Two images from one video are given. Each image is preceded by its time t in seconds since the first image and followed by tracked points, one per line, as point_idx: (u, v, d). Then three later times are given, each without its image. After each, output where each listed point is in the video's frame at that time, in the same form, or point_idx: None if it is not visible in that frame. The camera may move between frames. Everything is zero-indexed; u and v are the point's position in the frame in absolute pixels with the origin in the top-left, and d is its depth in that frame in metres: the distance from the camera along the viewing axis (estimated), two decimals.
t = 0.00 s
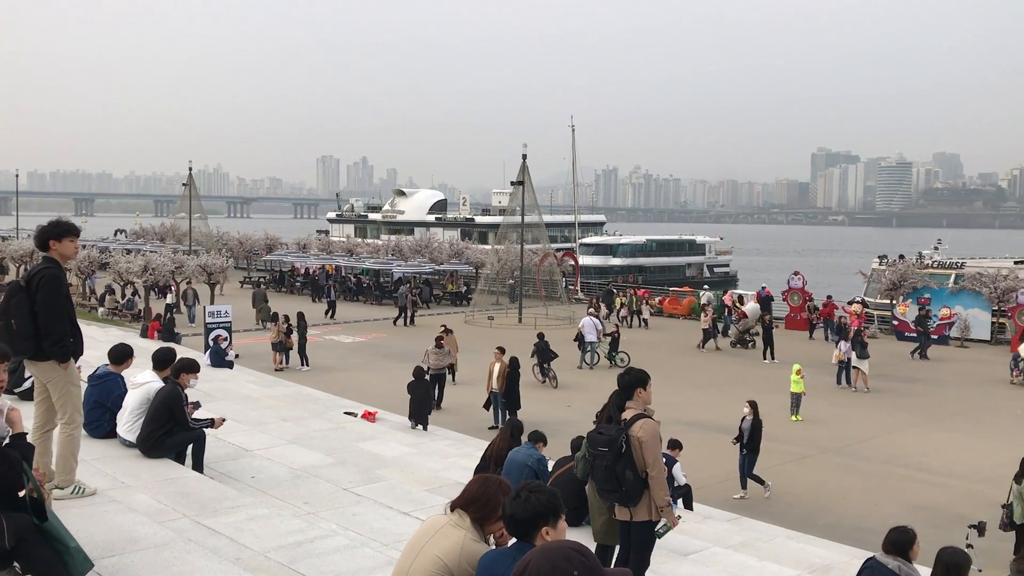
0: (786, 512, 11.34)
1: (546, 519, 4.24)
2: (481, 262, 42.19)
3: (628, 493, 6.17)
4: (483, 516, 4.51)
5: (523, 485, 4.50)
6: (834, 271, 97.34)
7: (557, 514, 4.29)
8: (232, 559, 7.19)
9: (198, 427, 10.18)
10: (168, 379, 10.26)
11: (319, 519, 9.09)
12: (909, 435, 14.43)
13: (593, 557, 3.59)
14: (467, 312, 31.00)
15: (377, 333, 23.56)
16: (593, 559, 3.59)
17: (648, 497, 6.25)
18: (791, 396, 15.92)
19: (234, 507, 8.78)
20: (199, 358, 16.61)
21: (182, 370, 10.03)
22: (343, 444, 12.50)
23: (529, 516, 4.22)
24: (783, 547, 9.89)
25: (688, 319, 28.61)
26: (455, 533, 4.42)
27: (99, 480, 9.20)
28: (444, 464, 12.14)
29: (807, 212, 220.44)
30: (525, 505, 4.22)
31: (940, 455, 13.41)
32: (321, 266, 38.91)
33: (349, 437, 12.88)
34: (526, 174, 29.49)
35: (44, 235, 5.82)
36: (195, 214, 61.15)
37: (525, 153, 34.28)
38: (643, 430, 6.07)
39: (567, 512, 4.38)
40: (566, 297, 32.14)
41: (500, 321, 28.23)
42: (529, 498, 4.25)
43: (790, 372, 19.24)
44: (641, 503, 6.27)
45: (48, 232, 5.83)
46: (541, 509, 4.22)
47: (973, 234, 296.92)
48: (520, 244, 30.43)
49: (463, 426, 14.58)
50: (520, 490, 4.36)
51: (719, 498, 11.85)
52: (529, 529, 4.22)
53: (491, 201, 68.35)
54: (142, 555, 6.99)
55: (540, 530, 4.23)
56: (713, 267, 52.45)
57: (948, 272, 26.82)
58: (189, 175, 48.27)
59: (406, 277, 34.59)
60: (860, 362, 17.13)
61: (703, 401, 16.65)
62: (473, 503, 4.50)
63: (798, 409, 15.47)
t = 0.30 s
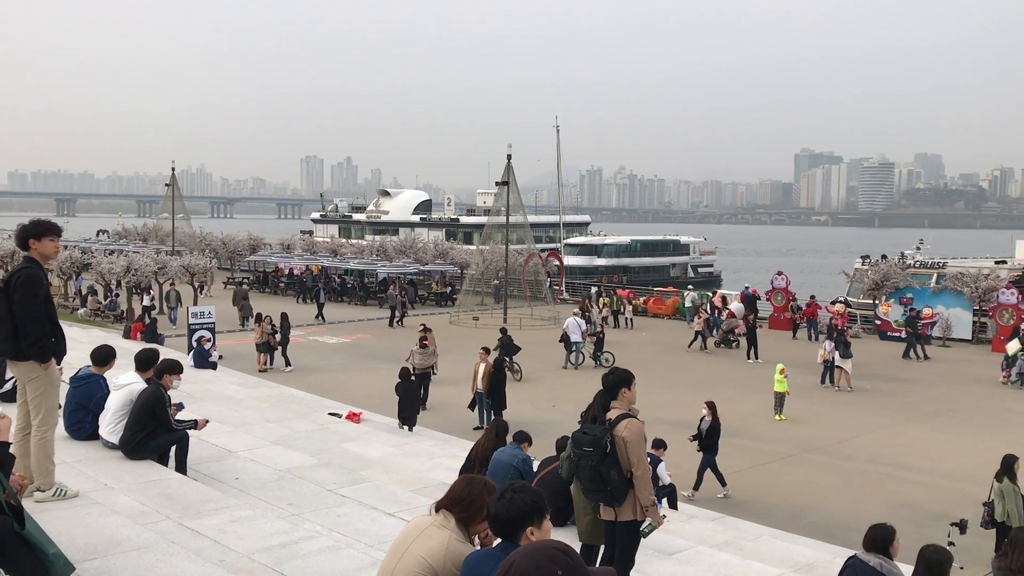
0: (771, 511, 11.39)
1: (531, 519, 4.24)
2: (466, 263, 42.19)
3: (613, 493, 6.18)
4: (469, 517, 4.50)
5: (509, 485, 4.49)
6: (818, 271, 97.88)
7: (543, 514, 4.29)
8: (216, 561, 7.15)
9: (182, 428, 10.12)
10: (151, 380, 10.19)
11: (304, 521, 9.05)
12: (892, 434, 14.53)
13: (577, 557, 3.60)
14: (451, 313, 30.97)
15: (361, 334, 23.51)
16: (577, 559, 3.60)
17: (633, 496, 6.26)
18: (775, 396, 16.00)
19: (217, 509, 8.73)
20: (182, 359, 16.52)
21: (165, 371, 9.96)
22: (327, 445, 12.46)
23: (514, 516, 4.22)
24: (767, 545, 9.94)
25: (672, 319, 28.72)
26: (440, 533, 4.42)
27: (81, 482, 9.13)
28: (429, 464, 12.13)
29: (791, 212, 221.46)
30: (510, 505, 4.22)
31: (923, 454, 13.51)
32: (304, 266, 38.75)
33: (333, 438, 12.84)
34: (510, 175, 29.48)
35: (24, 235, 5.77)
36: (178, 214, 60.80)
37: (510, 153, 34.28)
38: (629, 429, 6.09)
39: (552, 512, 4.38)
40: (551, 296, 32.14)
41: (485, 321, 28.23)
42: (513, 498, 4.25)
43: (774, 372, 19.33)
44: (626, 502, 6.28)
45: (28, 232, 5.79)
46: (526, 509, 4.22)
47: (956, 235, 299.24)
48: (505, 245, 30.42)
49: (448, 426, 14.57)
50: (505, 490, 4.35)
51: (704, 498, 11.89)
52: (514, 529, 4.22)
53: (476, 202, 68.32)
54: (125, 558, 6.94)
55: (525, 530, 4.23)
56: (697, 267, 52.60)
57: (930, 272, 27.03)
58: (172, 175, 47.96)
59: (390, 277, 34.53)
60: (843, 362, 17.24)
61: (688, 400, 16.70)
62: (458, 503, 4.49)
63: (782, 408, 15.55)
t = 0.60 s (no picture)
0: (755, 510, 11.43)
1: (516, 519, 4.23)
2: (451, 264, 42.18)
3: (598, 493, 6.18)
4: (453, 518, 4.49)
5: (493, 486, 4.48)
6: (801, 271, 98.43)
7: (527, 514, 4.28)
8: (200, 562, 7.11)
9: (165, 429, 10.05)
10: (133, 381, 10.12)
11: (288, 522, 9.01)
12: (874, 433, 14.62)
13: (561, 557, 3.60)
14: (436, 313, 30.94)
15: (346, 335, 23.44)
16: (561, 559, 3.60)
17: (617, 496, 6.27)
18: (759, 395, 16.06)
19: (201, 510, 8.68)
20: (165, 359, 16.43)
21: (147, 372, 9.89)
22: (312, 446, 12.42)
23: (499, 516, 4.21)
24: (752, 544, 9.98)
25: (656, 318, 28.81)
26: (425, 534, 4.40)
27: (63, 484, 9.06)
28: (414, 464, 12.11)
29: (777, 212, 222.45)
30: (494, 505, 4.22)
31: (905, 453, 13.60)
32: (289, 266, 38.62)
33: (318, 439, 12.80)
34: (495, 175, 29.50)
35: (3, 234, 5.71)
36: (161, 214, 60.45)
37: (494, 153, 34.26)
38: (613, 429, 6.10)
39: (536, 512, 4.38)
40: (536, 296, 32.15)
41: (470, 321, 28.22)
42: (498, 498, 4.24)
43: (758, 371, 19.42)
44: (611, 502, 6.28)
45: (7, 232, 5.72)
46: (511, 509, 4.21)
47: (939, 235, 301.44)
48: (490, 245, 30.42)
49: (433, 427, 14.53)
50: (490, 491, 4.34)
51: (690, 497, 11.92)
52: (499, 529, 4.21)
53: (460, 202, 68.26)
54: (107, 560, 6.89)
55: (510, 530, 4.22)
56: (681, 267, 52.78)
57: (912, 272, 27.24)
58: (155, 175, 47.71)
59: (375, 278, 34.46)
60: (827, 361, 17.34)
61: (673, 400, 16.75)
62: (443, 504, 4.49)
63: (766, 407, 15.63)
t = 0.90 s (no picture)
0: (740, 510, 11.46)
1: (501, 520, 4.22)
2: (436, 264, 42.15)
3: (583, 493, 6.18)
4: (438, 518, 4.48)
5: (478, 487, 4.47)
6: (787, 271, 98.93)
7: (512, 514, 4.28)
8: (184, 564, 7.06)
9: (148, 431, 9.98)
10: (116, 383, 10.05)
11: (272, 523, 8.98)
12: (858, 432, 14.70)
13: (546, 558, 3.60)
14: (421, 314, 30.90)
15: (331, 335, 23.37)
16: (546, 559, 3.60)
17: (602, 496, 6.28)
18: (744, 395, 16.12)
19: (185, 512, 8.63)
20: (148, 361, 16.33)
21: (131, 373, 9.82)
22: (297, 447, 12.38)
23: (484, 517, 4.20)
24: (737, 543, 10.01)
25: (641, 318, 28.87)
26: (410, 535, 4.39)
27: (45, 486, 8.99)
28: (399, 465, 12.09)
29: (763, 212, 223.30)
30: (479, 506, 4.21)
31: (889, 452, 13.69)
32: (273, 267, 38.48)
33: (303, 440, 12.76)
34: (481, 176, 29.50)
35: None
36: (144, 214, 60.11)
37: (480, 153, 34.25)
38: (598, 429, 6.09)
39: (521, 513, 4.37)
40: (522, 296, 32.16)
41: (456, 322, 28.21)
42: (483, 498, 4.23)
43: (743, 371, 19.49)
44: (596, 502, 6.29)
45: None
46: (496, 509, 4.20)
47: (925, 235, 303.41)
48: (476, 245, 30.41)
49: (418, 427, 14.51)
50: (475, 491, 4.33)
51: (676, 496, 11.96)
52: (483, 530, 4.20)
53: (446, 202, 68.22)
54: (90, 563, 6.84)
55: (495, 530, 4.21)
56: (667, 267, 52.94)
57: (895, 272, 27.44)
58: (139, 175, 47.45)
59: (360, 278, 34.39)
60: (811, 360, 17.43)
61: (658, 399, 16.80)
62: (428, 504, 4.47)
63: (751, 407, 15.69)
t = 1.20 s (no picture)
0: (727, 509, 11.49)
1: (488, 520, 4.21)
2: (423, 265, 42.07)
3: (569, 493, 6.19)
4: (425, 519, 4.47)
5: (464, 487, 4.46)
6: (773, 271, 99.29)
7: (499, 515, 4.27)
8: (168, 566, 7.02)
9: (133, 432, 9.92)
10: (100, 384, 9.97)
11: (258, 525, 8.94)
12: (843, 432, 14.78)
13: (533, 558, 3.59)
14: (407, 314, 30.84)
15: (317, 336, 23.31)
16: (532, 559, 3.59)
17: (589, 495, 6.28)
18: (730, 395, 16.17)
19: (170, 514, 8.58)
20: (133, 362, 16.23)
21: (115, 374, 9.74)
22: (283, 448, 12.34)
23: (470, 517, 4.19)
24: (723, 543, 10.03)
25: (628, 319, 28.93)
26: (396, 537, 4.38)
27: (28, 489, 8.92)
28: (385, 466, 12.07)
29: (750, 212, 224.13)
30: (465, 506, 4.20)
31: (874, 451, 13.76)
32: (259, 267, 38.33)
33: (289, 441, 12.72)
34: (467, 176, 29.48)
35: None
36: (128, 214, 59.72)
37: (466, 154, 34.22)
38: (585, 429, 6.10)
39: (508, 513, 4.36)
40: (509, 297, 32.16)
41: (442, 322, 28.18)
42: (469, 499, 4.22)
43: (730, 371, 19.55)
44: (582, 502, 6.29)
45: None
46: (482, 509, 4.20)
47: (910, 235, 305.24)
48: (462, 246, 30.38)
49: (405, 428, 14.49)
50: (461, 492, 4.32)
51: (662, 496, 11.99)
52: (470, 531, 4.19)
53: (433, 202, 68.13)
54: (73, 566, 6.80)
55: (482, 531, 4.20)
56: (653, 267, 53.01)
57: (880, 272, 27.60)
58: (123, 175, 47.19)
59: (346, 278, 34.29)
60: (796, 360, 17.49)
61: (645, 400, 16.84)
62: (414, 506, 4.46)
63: (736, 407, 15.74)
